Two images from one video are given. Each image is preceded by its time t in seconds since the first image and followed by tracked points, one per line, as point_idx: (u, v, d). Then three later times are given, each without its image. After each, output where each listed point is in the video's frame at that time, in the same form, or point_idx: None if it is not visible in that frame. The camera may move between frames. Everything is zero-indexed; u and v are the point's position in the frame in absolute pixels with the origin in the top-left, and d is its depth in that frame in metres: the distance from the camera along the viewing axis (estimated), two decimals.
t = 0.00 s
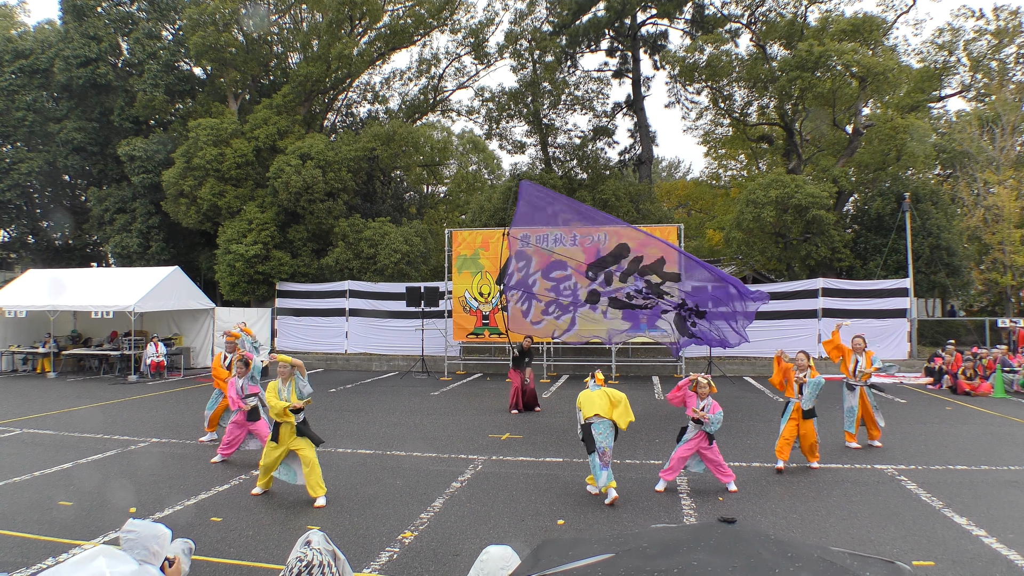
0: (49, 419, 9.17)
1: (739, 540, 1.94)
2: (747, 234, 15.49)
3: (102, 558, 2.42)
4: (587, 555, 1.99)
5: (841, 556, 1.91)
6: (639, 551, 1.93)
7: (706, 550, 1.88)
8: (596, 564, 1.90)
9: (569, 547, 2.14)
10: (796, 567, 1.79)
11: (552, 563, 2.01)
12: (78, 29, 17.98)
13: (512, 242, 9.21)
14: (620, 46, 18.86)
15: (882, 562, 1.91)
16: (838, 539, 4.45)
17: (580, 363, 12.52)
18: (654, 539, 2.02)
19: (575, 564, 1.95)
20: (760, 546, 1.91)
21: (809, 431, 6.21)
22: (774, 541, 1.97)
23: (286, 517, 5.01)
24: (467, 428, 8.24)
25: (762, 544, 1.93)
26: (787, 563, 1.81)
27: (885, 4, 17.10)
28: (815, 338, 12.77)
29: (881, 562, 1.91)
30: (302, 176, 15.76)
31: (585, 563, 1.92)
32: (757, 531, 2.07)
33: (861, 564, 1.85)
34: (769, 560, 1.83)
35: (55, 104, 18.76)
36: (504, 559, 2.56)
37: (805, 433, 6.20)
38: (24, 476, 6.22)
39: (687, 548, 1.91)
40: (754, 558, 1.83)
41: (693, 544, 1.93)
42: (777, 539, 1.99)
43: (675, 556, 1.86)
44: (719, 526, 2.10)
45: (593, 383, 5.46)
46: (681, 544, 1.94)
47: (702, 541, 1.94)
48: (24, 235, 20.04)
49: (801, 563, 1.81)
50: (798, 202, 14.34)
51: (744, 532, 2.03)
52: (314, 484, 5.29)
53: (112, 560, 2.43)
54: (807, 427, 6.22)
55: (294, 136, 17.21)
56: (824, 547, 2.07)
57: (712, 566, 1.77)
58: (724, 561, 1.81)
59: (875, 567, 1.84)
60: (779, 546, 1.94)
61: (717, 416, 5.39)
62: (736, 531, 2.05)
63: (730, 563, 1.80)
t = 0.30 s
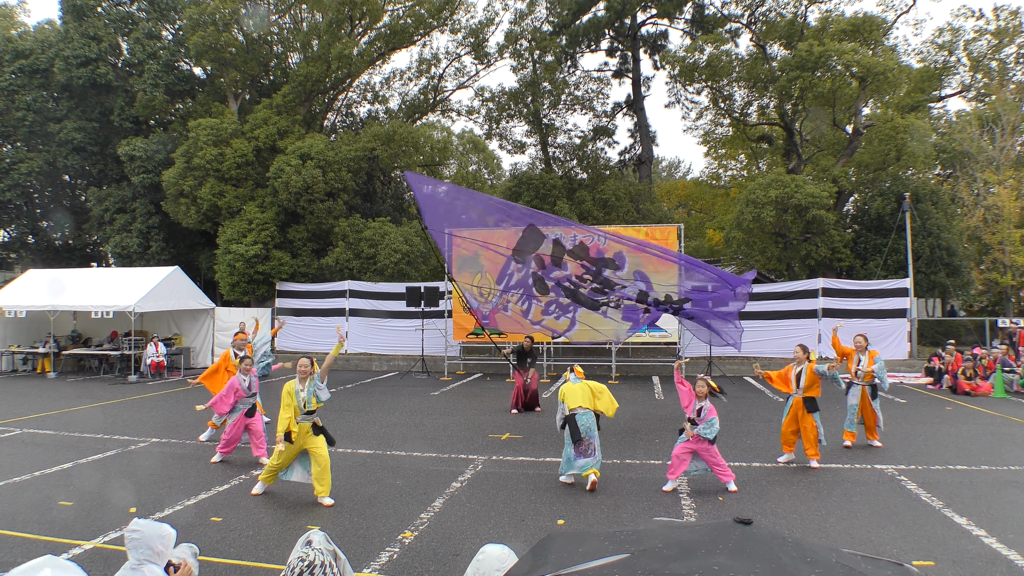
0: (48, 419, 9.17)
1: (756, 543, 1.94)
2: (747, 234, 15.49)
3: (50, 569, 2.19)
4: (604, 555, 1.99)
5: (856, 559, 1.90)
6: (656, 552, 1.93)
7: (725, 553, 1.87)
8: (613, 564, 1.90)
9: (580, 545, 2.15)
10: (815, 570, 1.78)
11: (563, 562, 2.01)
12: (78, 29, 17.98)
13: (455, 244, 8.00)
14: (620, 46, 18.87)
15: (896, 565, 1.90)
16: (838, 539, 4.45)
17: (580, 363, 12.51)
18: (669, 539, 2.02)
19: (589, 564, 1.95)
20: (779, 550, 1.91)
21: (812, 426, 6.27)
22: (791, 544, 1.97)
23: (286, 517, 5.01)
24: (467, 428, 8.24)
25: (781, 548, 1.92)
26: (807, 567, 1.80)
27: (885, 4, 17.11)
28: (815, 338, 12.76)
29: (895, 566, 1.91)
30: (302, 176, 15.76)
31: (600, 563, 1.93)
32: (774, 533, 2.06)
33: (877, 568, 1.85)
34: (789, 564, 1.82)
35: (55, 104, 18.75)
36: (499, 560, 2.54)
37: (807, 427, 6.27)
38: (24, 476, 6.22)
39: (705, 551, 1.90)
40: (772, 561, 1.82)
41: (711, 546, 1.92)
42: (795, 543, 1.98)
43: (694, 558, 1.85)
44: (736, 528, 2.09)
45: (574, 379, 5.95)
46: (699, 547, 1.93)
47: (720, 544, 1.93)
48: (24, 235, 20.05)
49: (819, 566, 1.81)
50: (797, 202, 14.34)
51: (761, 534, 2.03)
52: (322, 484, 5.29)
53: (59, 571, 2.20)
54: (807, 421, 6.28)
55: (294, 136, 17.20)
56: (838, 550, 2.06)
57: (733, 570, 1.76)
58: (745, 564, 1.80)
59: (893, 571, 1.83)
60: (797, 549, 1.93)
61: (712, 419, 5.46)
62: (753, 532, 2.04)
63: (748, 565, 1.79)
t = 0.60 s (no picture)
0: (48, 419, 9.16)
1: (768, 543, 1.93)
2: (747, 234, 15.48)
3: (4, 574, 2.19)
4: (614, 554, 1.99)
5: (867, 561, 1.89)
6: (668, 551, 1.93)
7: (737, 553, 1.86)
8: (624, 563, 1.89)
9: (589, 544, 2.14)
10: (828, 571, 1.78)
11: (573, 561, 2.01)
12: (78, 29, 17.98)
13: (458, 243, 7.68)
14: (620, 46, 18.87)
15: (907, 567, 1.89)
16: (839, 539, 4.45)
17: (580, 363, 12.51)
18: (680, 539, 2.02)
19: (601, 563, 1.95)
20: (792, 551, 1.89)
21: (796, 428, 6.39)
22: (803, 545, 1.96)
23: (286, 517, 5.01)
24: (467, 428, 8.24)
25: (794, 548, 1.91)
26: (821, 568, 1.79)
27: (885, 4, 17.09)
28: (815, 338, 12.76)
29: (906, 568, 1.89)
30: (302, 176, 15.76)
31: (612, 561, 1.93)
32: (786, 534, 2.05)
33: (890, 568, 1.83)
34: (802, 564, 1.81)
35: (55, 104, 18.74)
36: (497, 558, 2.54)
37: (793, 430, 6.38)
38: (24, 476, 6.21)
39: (717, 551, 1.89)
40: (785, 562, 1.81)
41: (722, 546, 1.92)
42: (807, 543, 1.97)
43: (706, 557, 1.84)
44: (748, 528, 2.08)
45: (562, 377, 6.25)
46: (711, 546, 1.92)
47: (731, 544, 1.92)
48: (24, 235, 20.05)
49: (834, 568, 1.80)
50: (797, 202, 14.34)
51: (773, 534, 2.02)
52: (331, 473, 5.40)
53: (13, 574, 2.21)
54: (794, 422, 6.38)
55: (294, 136, 17.20)
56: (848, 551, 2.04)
57: (747, 570, 1.75)
58: (758, 564, 1.79)
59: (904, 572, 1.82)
60: (810, 550, 1.92)
61: (692, 413, 5.45)
62: (765, 532, 2.03)
63: (761, 565, 1.79)
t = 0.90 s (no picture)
0: (48, 419, 9.17)
1: (773, 547, 1.92)
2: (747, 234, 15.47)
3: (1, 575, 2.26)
4: (618, 556, 1.99)
5: (872, 566, 1.88)
6: (671, 553, 1.93)
7: (742, 556, 1.86)
8: (627, 565, 1.90)
9: (592, 545, 2.15)
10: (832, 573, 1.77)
11: (575, 562, 2.02)
12: (78, 29, 17.98)
13: (452, 244, 8.11)
14: (620, 46, 18.88)
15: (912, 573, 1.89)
16: (839, 539, 4.45)
17: (580, 363, 12.51)
18: (684, 541, 2.02)
19: (604, 564, 1.95)
20: (796, 554, 1.89)
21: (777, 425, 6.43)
22: (807, 549, 1.96)
23: (286, 517, 5.02)
24: (467, 428, 8.24)
25: (798, 552, 1.92)
26: (823, 570, 1.80)
27: (885, 4, 17.09)
28: (815, 338, 12.77)
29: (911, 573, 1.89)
30: (302, 176, 15.77)
31: (615, 562, 1.93)
32: (790, 537, 2.05)
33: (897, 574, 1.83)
34: (806, 567, 1.81)
35: (55, 104, 18.75)
36: (495, 556, 2.54)
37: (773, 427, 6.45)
38: (24, 476, 6.22)
39: (721, 553, 1.90)
40: (788, 564, 1.82)
41: (726, 549, 1.92)
42: (812, 547, 1.98)
43: (709, 559, 1.85)
44: (751, 531, 2.08)
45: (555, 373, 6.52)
46: (714, 549, 1.92)
47: (735, 547, 1.92)
48: (24, 235, 20.05)
49: (837, 571, 1.80)
50: (797, 202, 14.34)
51: (776, 536, 2.02)
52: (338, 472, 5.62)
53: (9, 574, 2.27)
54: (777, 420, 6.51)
55: (294, 136, 17.20)
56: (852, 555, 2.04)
57: (749, 571, 1.76)
58: (761, 566, 1.80)
59: None
60: (815, 555, 1.91)
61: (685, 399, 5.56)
62: (768, 535, 2.04)
63: (762, 566, 1.80)
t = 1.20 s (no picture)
0: (48, 419, 9.16)
1: (774, 550, 1.92)
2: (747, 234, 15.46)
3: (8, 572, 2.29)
4: (618, 558, 1.99)
5: (872, 568, 1.89)
6: (671, 555, 1.93)
7: (742, 557, 1.87)
8: (627, 567, 1.90)
9: (593, 548, 2.15)
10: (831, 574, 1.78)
11: (577, 564, 2.02)
12: (78, 29, 17.97)
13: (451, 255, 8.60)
14: (620, 46, 18.88)
15: None
16: (839, 539, 4.45)
17: (580, 363, 12.52)
18: (684, 543, 2.02)
19: (603, 566, 1.96)
20: (796, 557, 1.90)
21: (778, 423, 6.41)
22: (807, 551, 1.96)
23: (287, 517, 5.01)
24: (467, 428, 8.24)
25: (797, 554, 1.92)
26: (823, 572, 1.80)
27: (885, 4, 17.10)
28: (815, 338, 12.76)
29: None
30: (302, 176, 15.77)
31: (615, 564, 1.94)
32: (789, 539, 2.05)
33: None
34: (804, 569, 1.82)
35: (55, 104, 18.73)
36: (492, 557, 2.53)
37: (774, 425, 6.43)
38: (24, 476, 6.21)
39: (721, 554, 1.90)
40: (787, 565, 1.82)
41: (726, 551, 1.92)
42: (812, 549, 1.98)
43: (710, 561, 1.85)
44: (750, 533, 2.08)
45: (546, 373, 6.69)
46: (714, 550, 1.93)
47: (735, 549, 1.93)
48: (24, 235, 20.05)
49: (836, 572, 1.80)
50: (798, 202, 14.33)
51: (776, 539, 2.03)
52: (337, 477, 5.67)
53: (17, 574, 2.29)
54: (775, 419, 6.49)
55: (294, 136, 17.20)
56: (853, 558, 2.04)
57: (749, 573, 1.77)
58: (759, 567, 1.80)
59: None
60: (815, 557, 1.91)
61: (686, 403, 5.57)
62: (767, 538, 2.04)
63: (762, 567, 1.80)
